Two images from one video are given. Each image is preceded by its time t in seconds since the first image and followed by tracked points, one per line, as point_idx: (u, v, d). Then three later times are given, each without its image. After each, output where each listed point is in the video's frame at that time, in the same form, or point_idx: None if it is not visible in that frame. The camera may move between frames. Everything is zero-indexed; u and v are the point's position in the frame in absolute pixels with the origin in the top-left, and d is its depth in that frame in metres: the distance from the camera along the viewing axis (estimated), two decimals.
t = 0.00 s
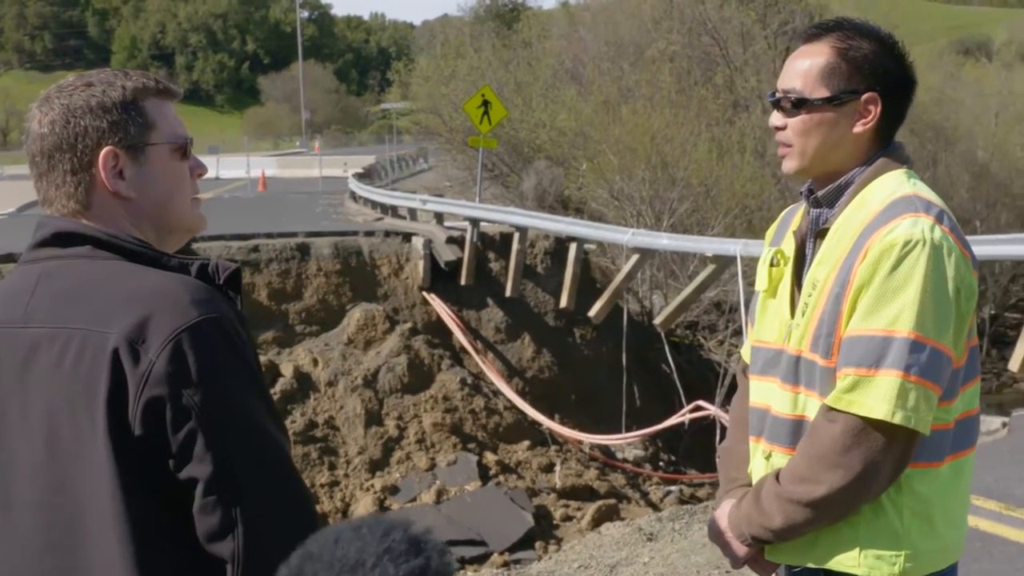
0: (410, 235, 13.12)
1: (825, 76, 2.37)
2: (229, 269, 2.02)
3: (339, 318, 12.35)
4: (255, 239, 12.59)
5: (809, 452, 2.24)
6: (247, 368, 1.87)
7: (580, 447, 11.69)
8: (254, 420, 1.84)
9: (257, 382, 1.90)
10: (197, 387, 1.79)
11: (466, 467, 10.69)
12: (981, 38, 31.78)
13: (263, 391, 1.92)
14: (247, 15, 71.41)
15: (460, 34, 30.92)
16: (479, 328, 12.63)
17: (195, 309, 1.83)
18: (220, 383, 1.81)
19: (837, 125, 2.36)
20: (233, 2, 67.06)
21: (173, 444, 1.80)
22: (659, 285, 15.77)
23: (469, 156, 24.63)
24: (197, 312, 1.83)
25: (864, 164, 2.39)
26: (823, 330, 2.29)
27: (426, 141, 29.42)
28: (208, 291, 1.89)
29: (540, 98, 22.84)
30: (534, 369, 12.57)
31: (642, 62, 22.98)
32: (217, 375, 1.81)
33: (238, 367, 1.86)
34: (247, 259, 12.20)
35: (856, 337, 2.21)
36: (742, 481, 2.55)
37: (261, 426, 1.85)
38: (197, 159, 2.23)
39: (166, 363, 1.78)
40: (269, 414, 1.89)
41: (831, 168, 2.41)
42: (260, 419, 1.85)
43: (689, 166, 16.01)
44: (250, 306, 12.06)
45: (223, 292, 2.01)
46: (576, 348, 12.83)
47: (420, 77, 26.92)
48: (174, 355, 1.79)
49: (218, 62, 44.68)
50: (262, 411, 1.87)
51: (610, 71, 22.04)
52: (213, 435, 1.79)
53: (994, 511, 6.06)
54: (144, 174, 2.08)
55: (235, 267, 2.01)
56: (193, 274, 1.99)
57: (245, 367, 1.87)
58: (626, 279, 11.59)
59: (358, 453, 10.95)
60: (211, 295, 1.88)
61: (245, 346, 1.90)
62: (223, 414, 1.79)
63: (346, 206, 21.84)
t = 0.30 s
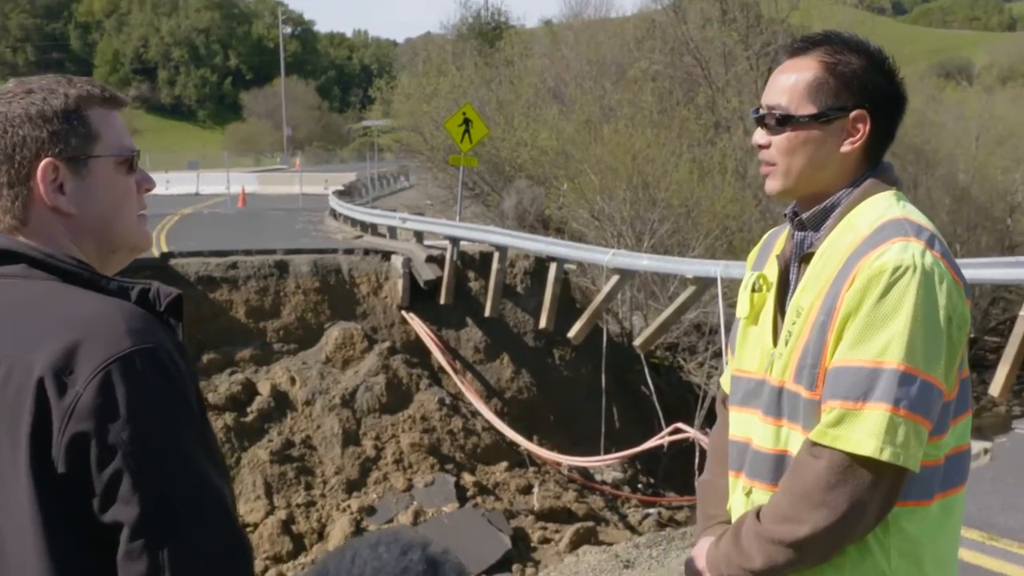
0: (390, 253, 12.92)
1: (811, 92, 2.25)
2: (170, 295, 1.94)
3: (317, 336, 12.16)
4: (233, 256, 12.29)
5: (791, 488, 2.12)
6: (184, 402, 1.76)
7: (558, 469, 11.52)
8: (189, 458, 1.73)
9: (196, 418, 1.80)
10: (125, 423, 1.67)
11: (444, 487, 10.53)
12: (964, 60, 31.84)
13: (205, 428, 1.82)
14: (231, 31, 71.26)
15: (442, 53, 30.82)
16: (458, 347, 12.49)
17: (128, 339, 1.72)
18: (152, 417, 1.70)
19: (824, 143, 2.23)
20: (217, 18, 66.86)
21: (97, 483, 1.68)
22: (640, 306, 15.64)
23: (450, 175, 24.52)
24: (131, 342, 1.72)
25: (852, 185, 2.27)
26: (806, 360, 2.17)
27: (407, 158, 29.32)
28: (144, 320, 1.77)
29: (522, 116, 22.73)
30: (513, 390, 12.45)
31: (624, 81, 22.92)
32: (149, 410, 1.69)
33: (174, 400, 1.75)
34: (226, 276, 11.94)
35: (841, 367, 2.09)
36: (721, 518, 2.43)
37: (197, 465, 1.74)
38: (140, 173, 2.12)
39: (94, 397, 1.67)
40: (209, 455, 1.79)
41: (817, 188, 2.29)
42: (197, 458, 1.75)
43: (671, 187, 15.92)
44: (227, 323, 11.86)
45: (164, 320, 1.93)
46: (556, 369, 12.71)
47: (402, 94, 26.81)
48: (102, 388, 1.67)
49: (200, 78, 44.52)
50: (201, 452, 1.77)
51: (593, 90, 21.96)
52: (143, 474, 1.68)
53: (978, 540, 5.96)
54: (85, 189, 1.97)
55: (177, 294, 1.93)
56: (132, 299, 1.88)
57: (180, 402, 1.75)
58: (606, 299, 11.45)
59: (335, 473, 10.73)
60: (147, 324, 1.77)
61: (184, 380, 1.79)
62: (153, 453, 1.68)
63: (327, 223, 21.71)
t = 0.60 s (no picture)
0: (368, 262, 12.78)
1: (784, 109, 2.15)
2: (91, 328, 1.85)
3: (294, 346, 12.01)
4: (210, 265, 12.14)
5: (765, 524, 2.02)
6: (106, 442, 1.66)
7: (537, 478, 11.46)
8: (110, 499, 1.63)
9: (119, 459, 1.70)
10: (35, 464, 1.57)
11: (422, 497, 10.39)
12: (941, 70, 31.90)
13: (127, 472, 1.72)
14: (210, 40, 71.08)
15: (421, 62, 30.75)
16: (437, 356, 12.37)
17: (44, 372, 1.62)
18: (66, 457, 1.59)
19: (800, 161, 2.14)
20: (195, 27, 66.70)
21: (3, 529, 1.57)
22: (619, 315, 15.54)
23: (428, 184, 24.42)
24: (45, 375, 1.62)
25: (829, 204, 2.18)
26: (780, 390, 2.07)
27: (386, 167, 29.22)
28: (62, 354, 1.68)
29: (501, 125, 22.66)
30: (491, 399, 12.37)
31: (603, 90, 22.84)
32: (64, 450, 1.59)
33: (94, 439, 1.64)
34: (203, 286, 11.75)
35: (816, 399, 1.99)
36: (692, 552, 2.32)
37: (117, 509, 1.64)
38: (67, 198, 2.02)
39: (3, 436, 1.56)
40: (132, 499, 1.69)
41: (794, 209, 2.19)
42: (120, 503, 1.65)
43: (650, 197, 15.84)
44: (204, 333, 11.65)
45: (85, 353, 1.83)
46: (535, 377, 12.67)
47: (381, 103, 26.72)
48: (13, 426, 1.57)
49: (179, 87, 44.35)
50: (123, 496, 1.67)
51: (572, 99, 21.91)
52: (55, 519, 1.57)
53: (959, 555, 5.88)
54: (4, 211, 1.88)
55: (99, 325, 1.85)
56: (53, 331, 1.80)
57: (100, 441, 1.65)
58: (584, 308, 11.33)
59: (313, 483, 10.60)
60: (66, 359, 1.67)
61: (104, 421, 1.69)
62: (66, 494, 1.58)
63: (305, 233, 21.59)
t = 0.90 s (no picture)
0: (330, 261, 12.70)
1: (764, 103, 2.07)
2: (29, 335, 1.87)
3: (257, 346, 11.87)
4: (172, 265, 12.01)
5: (740, 535, 1.94)
6: (45, 455, 1.60)
7: (501, 477, 11.38)
8: (49, 519, 1.57)
9: (58, 474, 1.64)
10: None
11: (386, 497, 10.29)
12: (903, 67, 31.96)
13: (66, 490, 1.65)
14: (172, 38, 70.67)
15: (384, 60, 30.60)
16: (400, 355, 12.26)
17: None
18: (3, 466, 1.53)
19: (779, 159, 2.07)
20: (156, 24, 66.24)
21: None
22: (582, 313, 15.45)
23: (392, 183, 24.32)
24: None
25: (805, 202, 2.10)
26: (754, 397, 1.99)
27: (348, 165, 29.07)
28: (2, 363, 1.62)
29: (465, 123, 22.57)
30: (456, 398, 12.26)
31: (567, 87, 22.78)
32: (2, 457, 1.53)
33: (23, 456, 1.55)
34: (164, 286, 11.64)
35: (794, 406, 1.92)
36: (664, 561, 2.24)
37: (55, 526, 1.58)
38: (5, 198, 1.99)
39: None
40: (69, 519, 1.62)
41: (769, 209, 2.11)
42: (58, 521, 1.59)
43: (613, 194, 15.74)
44: (167, 334, 11.52)
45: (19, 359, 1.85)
46: (499, 375, 12.56)
47: (344, 102, 26.58)
48: None
49: (141, 86, 44.06)
50: (60, 511, 1.60)
51: (536, 97, 21.85)
52: None
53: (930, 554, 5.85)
54: None
55: (39, 334, 1.86)
56: None
57: (40, 457, 1.58)
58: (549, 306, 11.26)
59: (275, 483, 10.46)
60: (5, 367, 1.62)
61: (41, 432, 1.63)
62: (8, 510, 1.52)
63: (268, 232, 21.46)
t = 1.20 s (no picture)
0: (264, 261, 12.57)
1: (744, 99, 2.00)
2: None
3: (189, 347, 11.67)
4: (103, 264, 11.81)
5: (711, 549, 1.86)
6: None
7: (435, 479, 11.30)
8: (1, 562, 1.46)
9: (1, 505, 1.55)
10: None
11: (319, 500, 10.19)
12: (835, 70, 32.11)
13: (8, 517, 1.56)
14: (103, 35, 69.92)
15: (319, 59, 30.38)
16: (334, 357, 12.09)
17: None
18: None
19: (757, 159, 2.00)
20: (87, 21, 65.48)
21: None
22: (517, 315, 15.33)
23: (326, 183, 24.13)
24: None
25: (778, 203, 2.03)
26: (727, 403, 1.90)
27: (282, 165, 28.84)
28: None
29: (400, 123, 22.44)
30: (389, 401, 12.11)
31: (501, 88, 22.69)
32: None
33: None
34: (96, 286, 11.40)
35: (768, 414, 1.83)
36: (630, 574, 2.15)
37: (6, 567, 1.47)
38: None
39: None
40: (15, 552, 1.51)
41: (742, 207, 2.03)
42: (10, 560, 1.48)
43: (549, 196, 15.61)
44: (97, 335, 11.27)
45: None
46: (433, 379, 12.47)
47: (278, 101, 26.37)
48: None
49: (71, 83, 43.47)
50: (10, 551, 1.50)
51: (471, 97, 21.74)
52: None
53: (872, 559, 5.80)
54: None
55: None
56: None
57: None
58: (483, 308, 11.19)
59: (207, 486, 10.28)
60: None
61: None
62: None
63: (200, 232, 21.20)
